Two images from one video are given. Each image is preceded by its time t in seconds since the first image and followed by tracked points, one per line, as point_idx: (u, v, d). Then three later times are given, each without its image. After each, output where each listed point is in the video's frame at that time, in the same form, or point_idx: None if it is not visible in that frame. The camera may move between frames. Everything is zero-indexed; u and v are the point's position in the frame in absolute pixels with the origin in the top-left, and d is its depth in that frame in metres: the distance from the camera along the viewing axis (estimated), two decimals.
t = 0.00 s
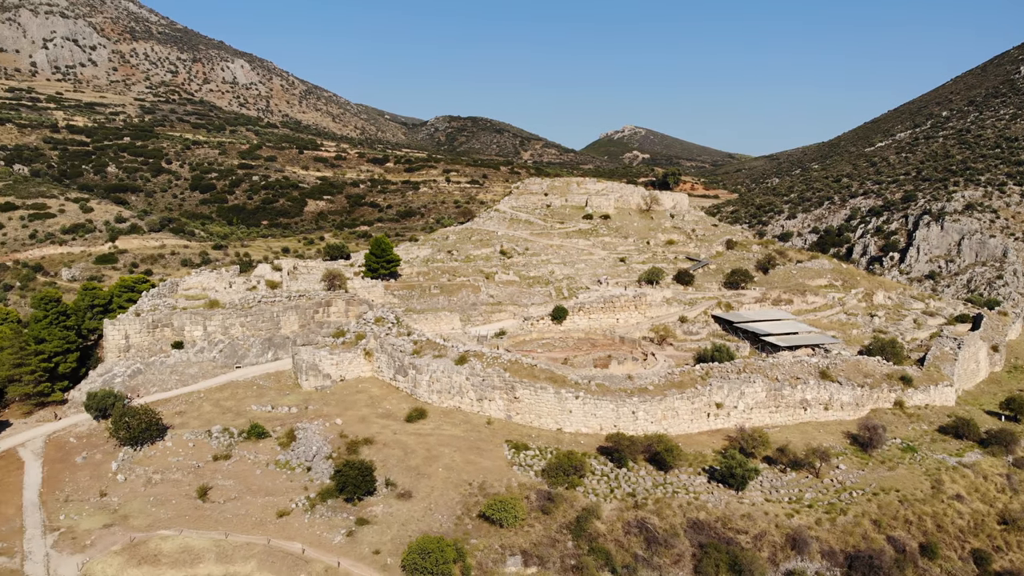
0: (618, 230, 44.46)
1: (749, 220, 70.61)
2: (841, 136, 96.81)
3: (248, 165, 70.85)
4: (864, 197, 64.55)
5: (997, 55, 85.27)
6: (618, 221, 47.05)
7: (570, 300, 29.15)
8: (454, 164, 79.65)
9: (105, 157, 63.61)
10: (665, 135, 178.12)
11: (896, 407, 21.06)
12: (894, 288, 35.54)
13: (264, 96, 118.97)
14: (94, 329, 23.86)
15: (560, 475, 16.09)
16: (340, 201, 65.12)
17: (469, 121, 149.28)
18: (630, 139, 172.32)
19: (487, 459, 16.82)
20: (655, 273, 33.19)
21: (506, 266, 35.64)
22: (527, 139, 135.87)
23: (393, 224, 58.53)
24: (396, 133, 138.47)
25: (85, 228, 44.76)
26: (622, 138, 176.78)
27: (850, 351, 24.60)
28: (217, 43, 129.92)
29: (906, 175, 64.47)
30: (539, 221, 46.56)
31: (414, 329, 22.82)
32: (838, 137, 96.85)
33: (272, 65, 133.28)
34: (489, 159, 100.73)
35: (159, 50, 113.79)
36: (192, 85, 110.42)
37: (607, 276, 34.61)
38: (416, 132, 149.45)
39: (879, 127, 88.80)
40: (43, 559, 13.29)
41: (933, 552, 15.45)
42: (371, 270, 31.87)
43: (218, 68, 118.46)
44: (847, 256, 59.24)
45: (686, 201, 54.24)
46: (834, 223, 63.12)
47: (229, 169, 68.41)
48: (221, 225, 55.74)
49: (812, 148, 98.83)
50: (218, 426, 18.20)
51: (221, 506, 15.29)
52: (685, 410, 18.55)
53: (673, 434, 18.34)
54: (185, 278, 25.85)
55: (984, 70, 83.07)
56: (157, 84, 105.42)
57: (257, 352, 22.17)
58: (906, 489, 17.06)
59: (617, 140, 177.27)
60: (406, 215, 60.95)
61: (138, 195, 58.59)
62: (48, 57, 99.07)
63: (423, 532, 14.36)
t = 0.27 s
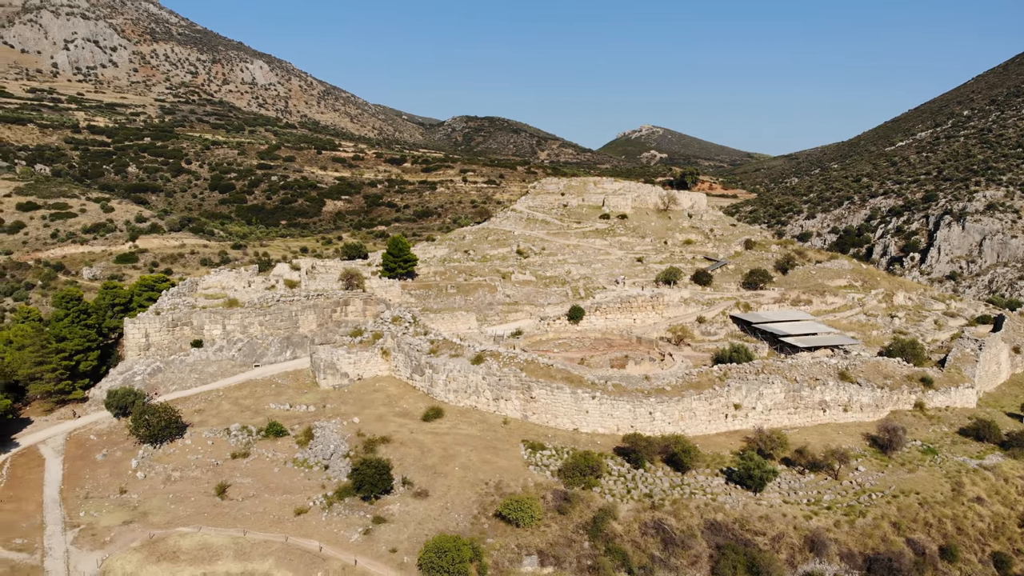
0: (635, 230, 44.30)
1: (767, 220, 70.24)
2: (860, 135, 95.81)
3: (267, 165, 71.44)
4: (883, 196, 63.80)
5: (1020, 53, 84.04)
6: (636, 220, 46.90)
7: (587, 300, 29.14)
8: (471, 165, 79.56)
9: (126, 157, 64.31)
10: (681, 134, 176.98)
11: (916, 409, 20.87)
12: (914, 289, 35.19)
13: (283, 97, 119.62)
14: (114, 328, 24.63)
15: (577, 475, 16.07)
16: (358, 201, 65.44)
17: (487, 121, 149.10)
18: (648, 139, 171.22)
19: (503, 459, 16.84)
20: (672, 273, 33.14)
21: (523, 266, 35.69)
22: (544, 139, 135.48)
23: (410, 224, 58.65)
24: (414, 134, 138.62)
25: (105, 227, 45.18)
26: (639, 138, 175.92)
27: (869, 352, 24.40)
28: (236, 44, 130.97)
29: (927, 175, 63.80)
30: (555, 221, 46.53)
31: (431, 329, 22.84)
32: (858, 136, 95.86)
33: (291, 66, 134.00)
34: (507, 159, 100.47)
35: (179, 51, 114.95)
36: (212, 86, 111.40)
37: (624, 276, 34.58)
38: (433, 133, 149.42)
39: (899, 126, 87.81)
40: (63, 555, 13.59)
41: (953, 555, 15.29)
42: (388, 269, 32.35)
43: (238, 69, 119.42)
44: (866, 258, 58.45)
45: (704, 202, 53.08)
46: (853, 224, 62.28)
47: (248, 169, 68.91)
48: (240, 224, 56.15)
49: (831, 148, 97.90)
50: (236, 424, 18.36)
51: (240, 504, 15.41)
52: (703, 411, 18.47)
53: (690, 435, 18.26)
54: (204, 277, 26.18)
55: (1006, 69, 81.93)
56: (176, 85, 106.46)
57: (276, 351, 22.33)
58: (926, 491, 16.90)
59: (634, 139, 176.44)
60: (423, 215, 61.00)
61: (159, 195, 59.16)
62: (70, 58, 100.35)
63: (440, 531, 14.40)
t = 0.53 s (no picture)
0: (652, 230, 44.15)
1: (786, 221, 69.80)
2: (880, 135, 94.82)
3: (286, 165, 71.96)
4: (903, 196, 63.13)
5: None
6: (653, 220, 46.74)
7: (603, 300, 29.09)
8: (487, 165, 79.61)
9: (146, 157, 65.04)
10: (699, 133, 175.90)
11: (936, 410, 20.68)
12: (935, 290, 34.84)
13: (301, 98, 120.35)
14: (133, 325, 24.76)
15: (593, 476, 16.06)
16: (375, 201, 65.66)
17: (503, 121, 148.83)
18: (666, 138, 170.10)
19: (519, 458, 16.86)
20: (690, 273, 33.02)
21: (539, 266, 35.73)
22: (561, 138, 135.72)
23: (427, 224, 58.76)
24: (431, 134, 138.08)
25: (125, 227, 45.63)
26: (656, 138, 174.77)
27: (889, 354, 24.19)
28: (255, 45, 131.95)
29: (948, 175, 63.03)
30: (572, 221, 46.50)
31: (448, 328, 22.80)
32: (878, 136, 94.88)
33: (308, 67, 134.78)
34: (525, 159, 100.19)
35: (199, 53, 116.15)
36: (231, 87, 112.33)
37: (641, 276, 34.50)
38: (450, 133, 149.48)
39: (919, 125, 86.75)
40: (83, 551, 13.80)
41: (973, 558, 15.15)
42: (405, 269, 32.68)
43: (256, 70, 120.36)
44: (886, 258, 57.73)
45: (722, 199, 52.60)
46: (873, 223, 61.74)
47: (266, 170, 69.40)
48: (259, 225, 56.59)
49: (851, 147, 96.87)
50: (255, 422, 18.51)
51: (257, 501, 15.51)
52: (720, 412, 18.40)
53: (707, 436, 18.19)
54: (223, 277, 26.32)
55: None
56: (196, 86, 107.45)
57: (293, 350, 22.54)
58: (946, 494, 16.75)
59: (651, 138, 175.54)
60: (440, 215, 60.99)
61: (178, 195, 59.75)
62: (91, 59, 101.72)
63: (456, 530, 14.44)
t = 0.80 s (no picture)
0: (669, 230, 43.94)
1: (804, 220, 68.98)
2: (899, 134, 93.60)
3: (304, 165, 72.25)
4: (924, 196, 62.32)
5: None
6: (670, 220, 46.53)
7: (619, 300, 28.99)
8: (504, 165, 78.99)
9: (165, 157, 65.66)
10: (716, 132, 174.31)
11: (955, 413, 20.52)
12: (954, 291, 34.50)
13: (320, 99, 120.56)
14: (153, 324, 25.30)
15: (609, 476, 16.03)
16: (392, 201, 65.68)
17: (519, 121, 148.03)
18: (683, 137, 168.41)
19: (535, 458, 16.89)
20: (707, 273, 32.74)
21: (555, 266, 35.73)
22: (578, 138, 135.00)
23: (443, 224, 58.69)
24: (447, 134, 136.34)
25: (145, 226, 46.01)
26: (673, 137, 173.11)
27: (908, 355, 23.98)
28: (272, 45, 132.49)
29: (968, 174, 62.10)
30: (588, 221, 46.38)
31: (463, 328, 22.94)
32: (897, 135, 93.64)
33: (327, 67, 134.76)
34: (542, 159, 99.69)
35: (217, 53, 117.02)
36: (249, 87, 112.96)
37: (658, 276, 34.42)
38: (466, 132, 148.90)
39: (940, 124, 85.40)
40: (102, 548, 13.97)
41: (993, 561, 15.03)
42: (421, 270, 32.44)
43: (274, 70, 121.06)
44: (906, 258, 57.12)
45: (740, 198, 52.51)
46: (892, 224, 61.10)
47: (284, 170, 69.72)
48: (276, 225, 56.86)
49: (871, 146, 95.48)
50: (272, 421, 18.65)
51: (274, 499, 15.59)
52: (737, 413, 18.32)
53: (724, 437, 18.11)
54: (242, 275, 26.74)
55: None
56: (215, 87, 108.32)
57: (311, 349, 22.87)
58: (965, 496, 16.61)
59: (667, 137, 174.21)
60: (456, 215, 60.75)
61: (197, 195, 60.20)
62: (110, 60, 101.78)
63: (472, 529, 14.47)
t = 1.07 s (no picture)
0: (686, 230, 43.75)
1: (823, 220, 67.32)
2: (919, 133, 92.29)
3: (322, 166, 72.59)
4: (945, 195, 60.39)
5: None
6: (688, 219, 46.32)
7: (636, 300, 28.94)
8: (521, 165, 78.68)
9: (184, 157, 66.34)
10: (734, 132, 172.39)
11: (976, 414, 20.31)
12: (975, 292, 34.10)
13: (338, 99, 120.83)
14: (172, 323, 25.43)
15: (626, 477, 16.02)
16: (409, 201, 65.76)
17: (535, 121, 147.21)
18: (701, 137, 166.60)
19: (550, 458, 16.91)
20: (725, 274, 32.80)
21: (571, 266, 35.81)
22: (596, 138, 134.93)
23: (459, 224, 58.60)
24: (464, 134, 135.75)
25: (164, 226, 46.40)
26: (691, 136, 171.73)
27: (928, 357, 23.78)
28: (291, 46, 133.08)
29: (989, 173, 60.01)
30: (605, 221, 46.28)
31: (479, 327, 22.95)
32: (917, 134, 92.32)
33: (345, 69, 134.89)
34: (559, 159, 98.68)
35: (235, 54, 117.89)
36: (267, 88, 113.64)
37: (675, 276, 34.39)
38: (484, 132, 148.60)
39: (961, 123, 84.23)
40: (121, 545, 14.13)
41: (1013, 565, 14.85)
42: (438, 270, 32.98)
43: (292, 71, 121.71)
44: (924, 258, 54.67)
45: (758, 200, 53.14)
46: (912, 224, 58.92)
47: (302, 170, 70.11)
48: (294, 225, 57.10)
49: (890, 145, 94.23)
50: (290, 419, 18.81)
51: (292, 497, 15.68)
52: (755, 415, 18.23)
53: (742, 438, 18.03)
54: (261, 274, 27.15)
55: None
56: (233, 87, 109.15)
57: (328, 348, 23.17)
58: (985, 499, 16.47)
59: (684, 137, 172.59)
60: (472, 215, 60.60)
61: (216, 195, 60.71)
62: (130, 62, 103.02)
63: (489, 528, 14.50)
